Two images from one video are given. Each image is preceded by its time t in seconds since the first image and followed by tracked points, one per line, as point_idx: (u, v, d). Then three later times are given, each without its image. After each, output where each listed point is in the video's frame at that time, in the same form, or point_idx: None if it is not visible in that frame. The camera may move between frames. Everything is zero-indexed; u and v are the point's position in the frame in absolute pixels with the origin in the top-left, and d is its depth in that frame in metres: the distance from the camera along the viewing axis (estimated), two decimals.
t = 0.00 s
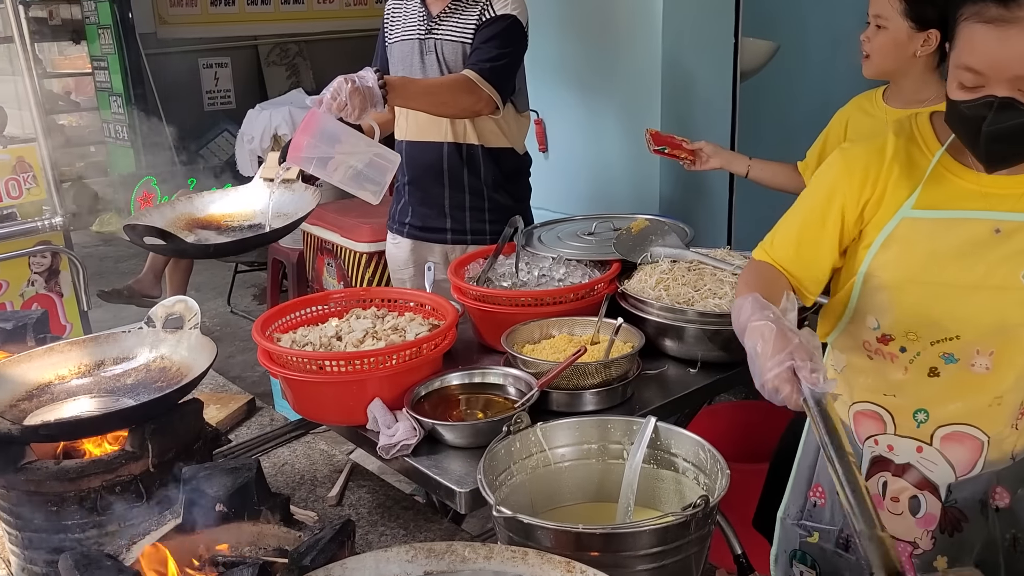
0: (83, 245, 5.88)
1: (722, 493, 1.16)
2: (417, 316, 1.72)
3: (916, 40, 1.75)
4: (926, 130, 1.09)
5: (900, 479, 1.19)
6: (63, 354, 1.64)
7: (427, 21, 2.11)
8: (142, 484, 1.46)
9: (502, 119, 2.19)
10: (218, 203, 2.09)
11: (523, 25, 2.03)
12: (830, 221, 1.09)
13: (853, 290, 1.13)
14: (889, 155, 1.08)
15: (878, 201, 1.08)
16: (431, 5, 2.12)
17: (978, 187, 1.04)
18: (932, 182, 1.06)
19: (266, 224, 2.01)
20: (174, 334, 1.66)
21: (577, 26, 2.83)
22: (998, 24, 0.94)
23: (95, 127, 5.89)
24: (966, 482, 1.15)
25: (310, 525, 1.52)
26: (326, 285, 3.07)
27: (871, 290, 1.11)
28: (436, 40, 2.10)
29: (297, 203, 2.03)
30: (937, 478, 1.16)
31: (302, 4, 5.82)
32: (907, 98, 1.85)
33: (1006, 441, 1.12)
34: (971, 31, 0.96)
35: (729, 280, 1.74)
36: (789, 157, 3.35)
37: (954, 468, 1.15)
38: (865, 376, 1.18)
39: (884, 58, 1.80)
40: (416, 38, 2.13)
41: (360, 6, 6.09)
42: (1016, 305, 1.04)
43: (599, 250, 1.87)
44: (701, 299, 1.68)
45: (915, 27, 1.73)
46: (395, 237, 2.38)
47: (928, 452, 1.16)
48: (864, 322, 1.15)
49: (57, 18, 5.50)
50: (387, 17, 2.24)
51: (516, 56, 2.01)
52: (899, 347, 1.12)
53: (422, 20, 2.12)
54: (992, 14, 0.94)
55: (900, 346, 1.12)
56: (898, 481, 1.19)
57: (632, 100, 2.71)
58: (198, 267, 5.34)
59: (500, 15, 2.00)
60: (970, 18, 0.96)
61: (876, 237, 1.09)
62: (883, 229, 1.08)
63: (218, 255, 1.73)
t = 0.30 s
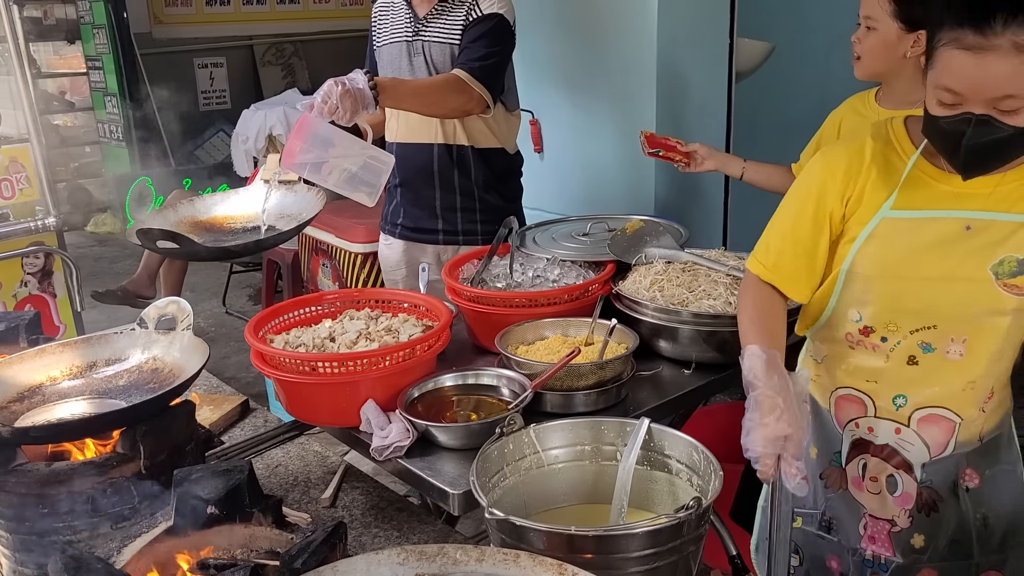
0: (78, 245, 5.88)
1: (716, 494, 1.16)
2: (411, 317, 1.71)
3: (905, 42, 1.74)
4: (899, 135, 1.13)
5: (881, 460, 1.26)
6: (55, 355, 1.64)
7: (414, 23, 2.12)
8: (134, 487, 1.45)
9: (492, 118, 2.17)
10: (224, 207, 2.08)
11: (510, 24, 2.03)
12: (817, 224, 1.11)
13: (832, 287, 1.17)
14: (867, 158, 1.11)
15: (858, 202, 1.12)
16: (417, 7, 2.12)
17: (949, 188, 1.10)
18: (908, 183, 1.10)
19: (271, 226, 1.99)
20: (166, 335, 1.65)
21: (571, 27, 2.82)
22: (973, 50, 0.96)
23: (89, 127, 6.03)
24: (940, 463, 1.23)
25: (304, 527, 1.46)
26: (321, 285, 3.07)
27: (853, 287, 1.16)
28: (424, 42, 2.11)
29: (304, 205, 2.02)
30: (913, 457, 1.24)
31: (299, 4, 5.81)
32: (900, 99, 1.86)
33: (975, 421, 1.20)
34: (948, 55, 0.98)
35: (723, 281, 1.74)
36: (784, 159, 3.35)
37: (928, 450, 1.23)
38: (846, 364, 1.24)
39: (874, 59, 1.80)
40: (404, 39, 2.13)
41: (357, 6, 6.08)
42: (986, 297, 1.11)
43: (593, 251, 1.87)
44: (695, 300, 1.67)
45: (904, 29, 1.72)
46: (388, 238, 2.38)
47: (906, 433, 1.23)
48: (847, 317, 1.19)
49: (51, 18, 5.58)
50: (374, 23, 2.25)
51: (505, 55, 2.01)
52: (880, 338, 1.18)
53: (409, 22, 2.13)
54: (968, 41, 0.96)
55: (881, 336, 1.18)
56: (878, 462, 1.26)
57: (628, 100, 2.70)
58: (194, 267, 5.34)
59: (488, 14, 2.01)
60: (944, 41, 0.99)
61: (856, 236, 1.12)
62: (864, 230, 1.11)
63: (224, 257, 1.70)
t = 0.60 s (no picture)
0: (73, 245, 5.87)
1: (710, 493, 1.16)
2: (406, 317, 1.71)
3: (902, 39, 1.76)
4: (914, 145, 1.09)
5: (882, 455, 1.26)
6: (49, 355, 1.63)
7: (402, 24, 2.13)
8: (127, 487, 1.44)
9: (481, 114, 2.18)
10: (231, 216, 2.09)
11: (498, 21, 2.03)
12: (841, 244, 1.06)
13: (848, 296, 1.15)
14: (889, 171, 1.06)
15: (880, 219, 1.08)
16: (405, 7, 2.14)
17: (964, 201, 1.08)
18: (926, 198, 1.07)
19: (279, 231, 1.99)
20: (160, 335, 1.65)
21: (565, 27, 2.82)
22: (1006, 85, 0.95)
23: (84, 127, 6.05)
24: (938, 457, 1.24)
25: (297, 526, 1.48)
26: (316, 284, 3.07)
27: (865, 298, 1.14)
28: (413, 42, 2.12)
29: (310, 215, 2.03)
30: (915, 453, 1.24)
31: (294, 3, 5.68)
32: (895, 99, 1.85)
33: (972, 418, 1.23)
34: (980, 89, 0.97)
35: (718, 280, 1.74)
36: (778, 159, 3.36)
37: (930, 445, 1.24)
38: (850, 363, 1.24)
39: (869, 58, 1.80)
40: (394, 40, 2.14)
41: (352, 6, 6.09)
42: (994, 305, 1.12)
43: (588, 250, 1.87)
44: (690, 299, 1.67)
45: (900, 27, 1.74)
46: (381, 237, 2.38)
47: (908, 429, 1.24)
48: (854, 322, 1.18)
49: (46, 18, 5.61)
50: (364, 24, 2.27)
51: (493, 51, 2.01)
52: (887, 341, 1.18)
53: (398, 22, 2.14)
54: (1001, 77, 0.95)
55: (889, 339, 1.18)
56: (880, 457, 1.26)
57: (623, 101, 2.70)
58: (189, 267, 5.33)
59: (475, 12, 2.01)
60: (973, 74, 0.97)
61: (876, 251, 1.09)
62: (882, 246, 1.08)
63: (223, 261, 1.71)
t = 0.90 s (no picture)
0: (67, 244, 5.85)
1: (705, 491, 1.16)
2: (401, 315, 1.71)
3: (898, 38, 1.77)
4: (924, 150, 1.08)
5: (871, 448, 1.26)
6: (43, 353, 1.62)
7: (394, 23, 2.15)
8: (122, 485, 1.43)
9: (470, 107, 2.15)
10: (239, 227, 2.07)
11: (487, 16, 2.03)
12: (843, 245, 1.06)
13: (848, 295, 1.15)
14: (893, 172, 1.06)
15: (885, 221, 1.07)
16: (396, 7, 2.17)
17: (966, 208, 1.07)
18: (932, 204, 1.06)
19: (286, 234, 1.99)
20: (154, 334, 1.65)
21: (561, 25, 2.82)
22: (1023, 102, 0.94)
23: (79, 125, 6.09)
24: (926, 452, 1.25)
25: (293, 525, 1.47)
26: (311, 283, 3.07)
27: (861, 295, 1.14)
28: (405, 41, 2.14)
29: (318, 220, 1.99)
30: (903, 446, 1.25)
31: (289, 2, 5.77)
32: (890, 98, 1.86)
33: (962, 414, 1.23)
34: (993, 104, 0.96)
35: (712, 278, 1.74)
36: (774, 158, 3.37)
37: (917, 438, 1.24)
38: (841, 355, 1.23)
39: (865, 56, 1.81)
40: (386, 40, 2.17)
41: (348, 4, 6.07)
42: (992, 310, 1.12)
43: (583, 249, 1.87)
44: (685, 298, 1.68)
45: (897, 25, 1.74)
46: (377, 236, 2.39)
47: (898, 422, 1.23)
48: (850, 316, 1.18)
49: (40, 16, 5.62)
50: (358, 26, 2.29)
51: (481, 45, 2.01)
52: (882, 337, 1.18)
53: (389, 22, 2.16)
54: (1015, 93, 0.94)
55: (883, 335, 1.18)
56: (869, 450, 1.26)
57: (619, 100, 2.70)
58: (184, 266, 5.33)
59: (463, 6, 2.01)
60: (987, 89, 0.96)
61: (878, 252, 1.09)
62: (883, 249, 1.08)
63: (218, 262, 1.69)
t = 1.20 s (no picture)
0: (63, 244, 5.85)
1: (704, 493, 1.17)
2: (399, 317, 1.71)
3: (894, 41, 1.77)
4: (914, 170, 1.08)
5: (874, 454, 1.27)
6: (41, 355, 1.62)
7: (391, 25, 2.16)
8: (120, 487, 1.43)
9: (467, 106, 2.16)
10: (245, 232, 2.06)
11: (483, 16, 2.03)
12: (829, 265, 1.09)
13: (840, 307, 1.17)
14: (881, 194, 1.07)
15: (873, 241, 1.09)
16: (393, 9, 2.17)
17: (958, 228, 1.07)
18: (921, 224, 1.07)
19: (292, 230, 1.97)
20: (152, 335, 1.64)
21: (558, 26, 2.82)
22: (1018, 126, 0.95)
23: (75, 125, 6.10)
24: (927, 455, 1.26)
25: (291, 527, 1.47)
26: (309, 284, 3.08)
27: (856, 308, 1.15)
28: (403, 43, 2.15)
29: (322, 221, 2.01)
30: (905, 449, 1.26)
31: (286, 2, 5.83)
32: (887, 100, 1.87)
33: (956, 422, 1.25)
34: (988, 126, 0.97)
35: (710, 280, 1.75)
36: (770, 160, 3.37)
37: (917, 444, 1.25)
38: (837, 367, 1.24)
39: (862, 59, 1.81)
40: (383, 43, 2.18)
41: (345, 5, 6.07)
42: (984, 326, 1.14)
43: (580, 251, 1.87)
44: (683, 299, 1.68)
45: (893, 28, 1.74)
46: (377, 236, 2.39)
47: (898, 426, 1.24)
48: (846, 330, 1.20)
49: (36, 15, 5.64)
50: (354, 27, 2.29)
51: (477, 44, 2.01)
52: (876, 352, 1.19)
53: (386, 24, 2.17)
54: (1011, 115, 0.95)
55: (878, 348, 1.19)
56: (871, 456, 1.28)
57: (615, 101, 2.70)
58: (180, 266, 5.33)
59: (459, 5, 2.01)
60: (983, 111, 0.97)
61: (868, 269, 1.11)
62: (873, 268, 1.10)
63: (216, 261, 1.72)
